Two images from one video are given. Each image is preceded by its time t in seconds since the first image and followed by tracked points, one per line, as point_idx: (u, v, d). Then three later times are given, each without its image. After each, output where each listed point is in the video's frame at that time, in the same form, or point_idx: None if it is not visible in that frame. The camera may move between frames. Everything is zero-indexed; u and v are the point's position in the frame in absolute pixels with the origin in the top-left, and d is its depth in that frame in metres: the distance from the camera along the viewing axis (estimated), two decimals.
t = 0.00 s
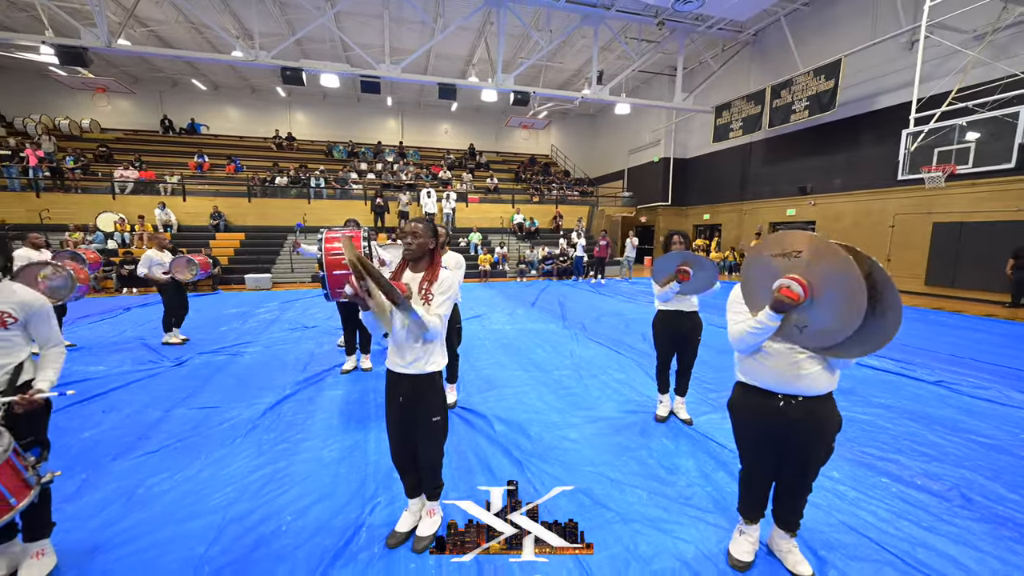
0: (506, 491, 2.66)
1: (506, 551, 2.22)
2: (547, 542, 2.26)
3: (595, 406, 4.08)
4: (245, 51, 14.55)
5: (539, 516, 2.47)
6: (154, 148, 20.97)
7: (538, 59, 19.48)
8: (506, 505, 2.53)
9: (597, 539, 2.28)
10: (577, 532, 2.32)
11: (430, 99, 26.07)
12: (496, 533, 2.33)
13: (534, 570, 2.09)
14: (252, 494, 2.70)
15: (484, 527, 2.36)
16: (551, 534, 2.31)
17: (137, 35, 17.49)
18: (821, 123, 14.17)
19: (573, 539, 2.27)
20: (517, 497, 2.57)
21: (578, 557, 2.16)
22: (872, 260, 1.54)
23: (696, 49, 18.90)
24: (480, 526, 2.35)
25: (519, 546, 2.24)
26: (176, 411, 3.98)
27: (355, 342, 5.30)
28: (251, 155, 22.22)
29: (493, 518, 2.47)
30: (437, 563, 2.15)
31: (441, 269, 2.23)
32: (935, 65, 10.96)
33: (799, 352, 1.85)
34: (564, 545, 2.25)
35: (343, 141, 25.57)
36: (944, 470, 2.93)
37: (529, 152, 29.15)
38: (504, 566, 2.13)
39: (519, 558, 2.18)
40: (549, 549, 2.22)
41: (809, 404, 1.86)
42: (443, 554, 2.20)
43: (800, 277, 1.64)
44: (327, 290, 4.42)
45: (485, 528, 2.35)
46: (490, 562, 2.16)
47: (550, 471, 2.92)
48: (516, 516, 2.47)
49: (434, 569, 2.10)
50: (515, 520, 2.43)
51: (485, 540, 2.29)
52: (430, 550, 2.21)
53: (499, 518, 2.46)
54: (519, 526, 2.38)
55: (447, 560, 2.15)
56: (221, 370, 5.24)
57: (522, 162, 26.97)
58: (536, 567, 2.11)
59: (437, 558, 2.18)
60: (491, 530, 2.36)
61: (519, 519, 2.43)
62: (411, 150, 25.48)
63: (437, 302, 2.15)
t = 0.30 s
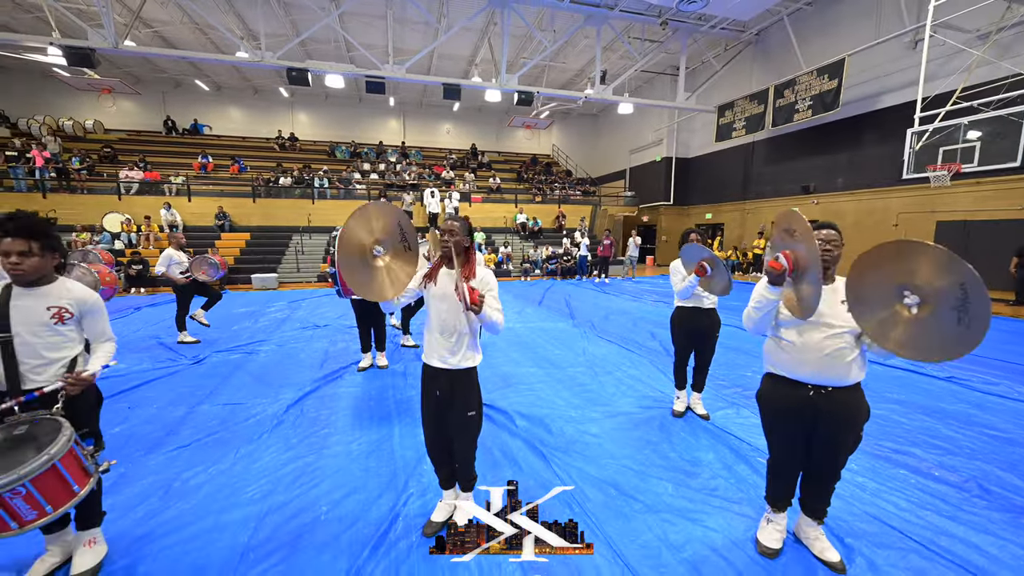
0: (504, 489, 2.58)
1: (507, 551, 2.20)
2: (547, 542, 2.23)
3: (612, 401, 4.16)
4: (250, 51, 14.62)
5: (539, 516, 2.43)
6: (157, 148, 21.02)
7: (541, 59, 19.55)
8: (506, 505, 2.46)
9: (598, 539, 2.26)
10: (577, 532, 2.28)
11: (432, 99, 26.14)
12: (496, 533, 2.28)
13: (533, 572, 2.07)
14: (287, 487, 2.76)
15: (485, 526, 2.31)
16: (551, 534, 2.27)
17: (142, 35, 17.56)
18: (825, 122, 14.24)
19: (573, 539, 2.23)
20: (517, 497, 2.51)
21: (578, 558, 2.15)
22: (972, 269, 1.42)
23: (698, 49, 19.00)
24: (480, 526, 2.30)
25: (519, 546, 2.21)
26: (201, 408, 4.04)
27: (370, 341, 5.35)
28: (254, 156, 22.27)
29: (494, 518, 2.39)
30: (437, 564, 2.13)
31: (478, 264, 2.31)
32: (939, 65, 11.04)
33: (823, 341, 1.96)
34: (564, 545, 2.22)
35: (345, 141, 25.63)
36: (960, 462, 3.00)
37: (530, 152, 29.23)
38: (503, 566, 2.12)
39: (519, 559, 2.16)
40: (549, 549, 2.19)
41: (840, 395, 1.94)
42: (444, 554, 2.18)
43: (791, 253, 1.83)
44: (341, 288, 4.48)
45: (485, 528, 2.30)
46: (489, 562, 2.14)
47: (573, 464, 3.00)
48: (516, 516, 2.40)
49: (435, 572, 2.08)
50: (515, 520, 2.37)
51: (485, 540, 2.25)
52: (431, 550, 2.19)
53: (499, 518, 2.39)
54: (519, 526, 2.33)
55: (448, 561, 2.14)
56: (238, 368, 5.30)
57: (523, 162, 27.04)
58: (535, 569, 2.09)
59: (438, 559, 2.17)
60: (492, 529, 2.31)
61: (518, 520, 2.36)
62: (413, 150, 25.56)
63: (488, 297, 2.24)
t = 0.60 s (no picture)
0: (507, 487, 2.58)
1: (507, 551, 2.21)
2: (548, 542, 2.24)
3: (634, 399, 4.21)
4: (262, 54, 14.78)
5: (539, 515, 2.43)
6: (168, 150, 21.28)
7: (548, 60, 19.61)
8: (507, 503, 2.38)
9: (597, 540, 2.28)
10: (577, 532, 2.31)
11: (438, 100, 26.26)
12: (496, 533, 2.28)
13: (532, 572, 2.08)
14: (323, 479, 2.85)
15: (485, 525, 2.32)
16: (551, 534, 2.28)
17: (153, 38, 17.77)
18: (835, 120, 14.19)
19: (573, 539, 2.25)
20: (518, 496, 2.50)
21: (578, 558, 2.16)
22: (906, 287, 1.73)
23: (706, 47, 18.97)
24: (480, 526, 2.32)
25: (519, 546, 2.22)
26: (231, 403, 4.14)
27: (390, 340, 5.42)
28: (263, 157, 22.48)
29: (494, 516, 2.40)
30: (434, 564, 2.14)
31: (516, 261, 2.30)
32: (953, 62, 10.97)
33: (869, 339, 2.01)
34: (564, 545, 2.24)
35: (353, 142, 25.81)
36: (989, 461, 3.02)
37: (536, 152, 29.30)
38: (503, 566, 2.13)
39: (520, 559, 2.17)
40: (549, 549, 2.21)
41: (879, 388, 2.02)
42: (443, 554, 2.19)
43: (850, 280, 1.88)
44: (369, 284, 4.71)
45: (484, 528, 2.31)
46: (489, 562, 2.16)
47: (602, 459, 3.07)
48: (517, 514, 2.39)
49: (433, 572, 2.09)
50: (515, 517, 2.36)
51: (485, 540, 2.27)
52: (431, 550, 2.21)
53: (499, 517, 2.35)
54: (519, 524, 2.32)
55: (447, 561, 2.15)
56: (261, 366, 5.39)
57: (529, 162, 27.11)
58: (535, 569, 2.11)
59: (437, 558, 2.18)
60: (492, 529, 2.32)
61: (518, 519, 2.33)
62: (419, 150, 25.69)
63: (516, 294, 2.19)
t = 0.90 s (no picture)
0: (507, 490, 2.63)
1: (507, 551, 2.21)
2: (548, 543, 2.25)
3: (663, 399, 4.19)
4: (281, 57, 15.02)
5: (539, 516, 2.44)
6: (190, 152, 21.82)
7: (563, 59, 19.59)
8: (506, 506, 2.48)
9: (597, 540, 2.28)
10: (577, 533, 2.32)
11: (452, 101, 26.42)
12: (496, 533, 2.31)
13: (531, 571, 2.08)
14: (360, 474, 2.90)
15: (485, 527, 2.34)
16: (551, 534, 2.30)
17: (176, 44, 18.21)
18: (858, 117, 13.90)
19: (573, 539, 2.26)
20: (518, 497, 2.53)
21: (579, 558, 2.16)
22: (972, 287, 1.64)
23: (723, 44, 18.73)
24: (481, 527, 2.33)
25: (519, 546, 2.22)
26: (263, 400, 4.23)
27: (414, 339, 5.47)
28: (281, 159, 22.83)
29: (494, 519, 2.44)
30: (438, 564, 2.14)
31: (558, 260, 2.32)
32: (983, 55, 10.67)
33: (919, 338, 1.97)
34: (564, 545, 2.24)
35: (368, 143, 26.07)
36: None
37: (549, 151, 29.29)
38: (502, 565, 2.12)
39: (519, 559, 2.16)
40: (548, 549, 2.21)
41: (932, 387, 1.98)
42: (443, 554, 2.19)
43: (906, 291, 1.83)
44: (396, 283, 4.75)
45: (485, 529, 2.33)
46: (488, 562, 2.15)
47: (636, 458, 3.06)
48: (516, 516, 2.43)
49: (434, 571, 2.09)
50: (515, 520, 2.39)
51: (485, 540, 2.28)
52: (431, 550, 2.21)
53: (499, 519, 2.44)
54: (519, 526, 2.35)
55: (447, 562, 2.13)
56: (289, 363, 5.50)
57: (543, 162, 27.11)
58: (535, 568, 2.11)
59: (438, 558, 2.17)
60: (492, 530, 2.35)
61: (519, 520, 2.37)
62: (433, 151, 25.89)
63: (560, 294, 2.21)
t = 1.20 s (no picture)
0: (506, 490, 2.63)
1: (507, 551, 2.19)
2: (548, 543, 2.24)
3: (698, 399, 4.12)
4: (303, 59, 15.24)
5: (539, 517, 2.44)
6: (214, 154, 22.37)
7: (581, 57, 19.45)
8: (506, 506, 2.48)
9: (597, 540, 2.26)
10: (577, 533, 2.30)
11: (468, 101, 26.50)
12: (496, 533, 2.30)
13: (532, 571, 2.07)
14: (403, 471, 2.91)
15: (485, 527, 2.33)
16: (551, 534, 2.29)
17: (201, 49, 18.64)
18: (888, 112, 13.47)
19: (573, 539, 2.24)
20: (518, 497, 2.53)
21: (579, 558, 2.15)
22: None
23: (746, 40, 18.35)
24: (481, 527, 2.32)
25: (519, 546, 2.21)
26: (299, 396, 4.30)
27: (442, 336, 5.50)
28: (301, 159, 23.19)
29: (494, 518, 2.43)
30: (437, 564, 2.12)
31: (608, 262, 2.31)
32: None
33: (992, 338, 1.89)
34: (564, 545, 2.23)
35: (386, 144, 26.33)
36: None
37: (565, 150, 29.14)
38: (502, 566, 2.11)
39: (519, 559, 2.15)
40: (548, 549, 2.19)
41: (1006, 390, 1.90)
42: (443, 554, 2.18)
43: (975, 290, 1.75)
44: (426, 279, 4.76)
45: (485, 529, 2.32)
46: (489, 562, 2.13)
47: (678, 458, 3.01)
48: (516, 516, 2.43)
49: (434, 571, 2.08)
50: (515, 520, 2.39)
51: (485, 540, 2.26)
52: (431, 550, 2.19)
53: (500, 518, 2.43)
54: (519, 526, 2.34)
55: (447, 561, 2.13)
56: (319, 360, 5.58)
57: (559, 161, 26.99)
58: (535, 568, 2.09)
59: (438, 558, 2.16)
60: (492, 530, 2.33)
61: (518, 520, 2.37)
62: (450, 151, 26.01)
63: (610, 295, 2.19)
